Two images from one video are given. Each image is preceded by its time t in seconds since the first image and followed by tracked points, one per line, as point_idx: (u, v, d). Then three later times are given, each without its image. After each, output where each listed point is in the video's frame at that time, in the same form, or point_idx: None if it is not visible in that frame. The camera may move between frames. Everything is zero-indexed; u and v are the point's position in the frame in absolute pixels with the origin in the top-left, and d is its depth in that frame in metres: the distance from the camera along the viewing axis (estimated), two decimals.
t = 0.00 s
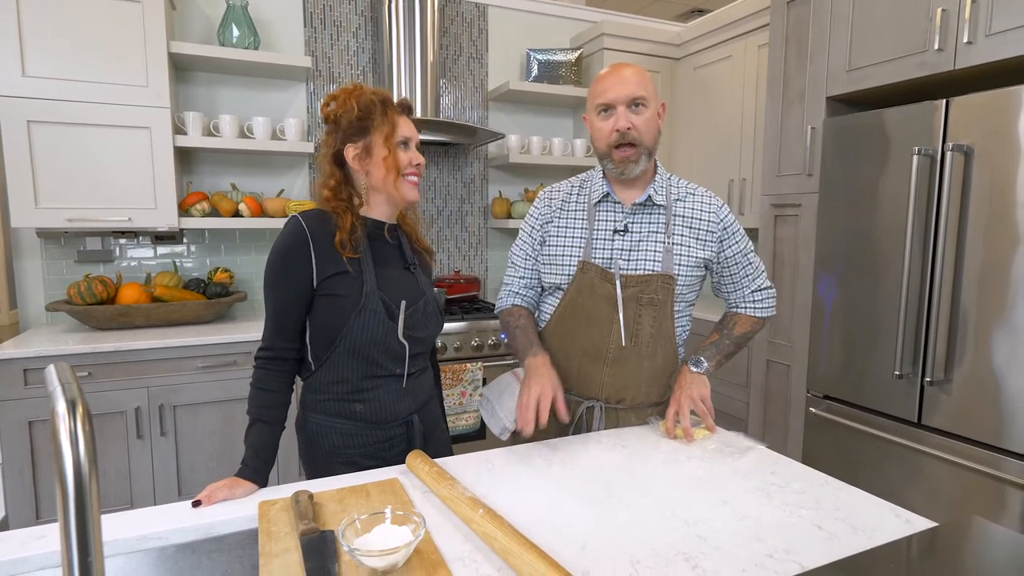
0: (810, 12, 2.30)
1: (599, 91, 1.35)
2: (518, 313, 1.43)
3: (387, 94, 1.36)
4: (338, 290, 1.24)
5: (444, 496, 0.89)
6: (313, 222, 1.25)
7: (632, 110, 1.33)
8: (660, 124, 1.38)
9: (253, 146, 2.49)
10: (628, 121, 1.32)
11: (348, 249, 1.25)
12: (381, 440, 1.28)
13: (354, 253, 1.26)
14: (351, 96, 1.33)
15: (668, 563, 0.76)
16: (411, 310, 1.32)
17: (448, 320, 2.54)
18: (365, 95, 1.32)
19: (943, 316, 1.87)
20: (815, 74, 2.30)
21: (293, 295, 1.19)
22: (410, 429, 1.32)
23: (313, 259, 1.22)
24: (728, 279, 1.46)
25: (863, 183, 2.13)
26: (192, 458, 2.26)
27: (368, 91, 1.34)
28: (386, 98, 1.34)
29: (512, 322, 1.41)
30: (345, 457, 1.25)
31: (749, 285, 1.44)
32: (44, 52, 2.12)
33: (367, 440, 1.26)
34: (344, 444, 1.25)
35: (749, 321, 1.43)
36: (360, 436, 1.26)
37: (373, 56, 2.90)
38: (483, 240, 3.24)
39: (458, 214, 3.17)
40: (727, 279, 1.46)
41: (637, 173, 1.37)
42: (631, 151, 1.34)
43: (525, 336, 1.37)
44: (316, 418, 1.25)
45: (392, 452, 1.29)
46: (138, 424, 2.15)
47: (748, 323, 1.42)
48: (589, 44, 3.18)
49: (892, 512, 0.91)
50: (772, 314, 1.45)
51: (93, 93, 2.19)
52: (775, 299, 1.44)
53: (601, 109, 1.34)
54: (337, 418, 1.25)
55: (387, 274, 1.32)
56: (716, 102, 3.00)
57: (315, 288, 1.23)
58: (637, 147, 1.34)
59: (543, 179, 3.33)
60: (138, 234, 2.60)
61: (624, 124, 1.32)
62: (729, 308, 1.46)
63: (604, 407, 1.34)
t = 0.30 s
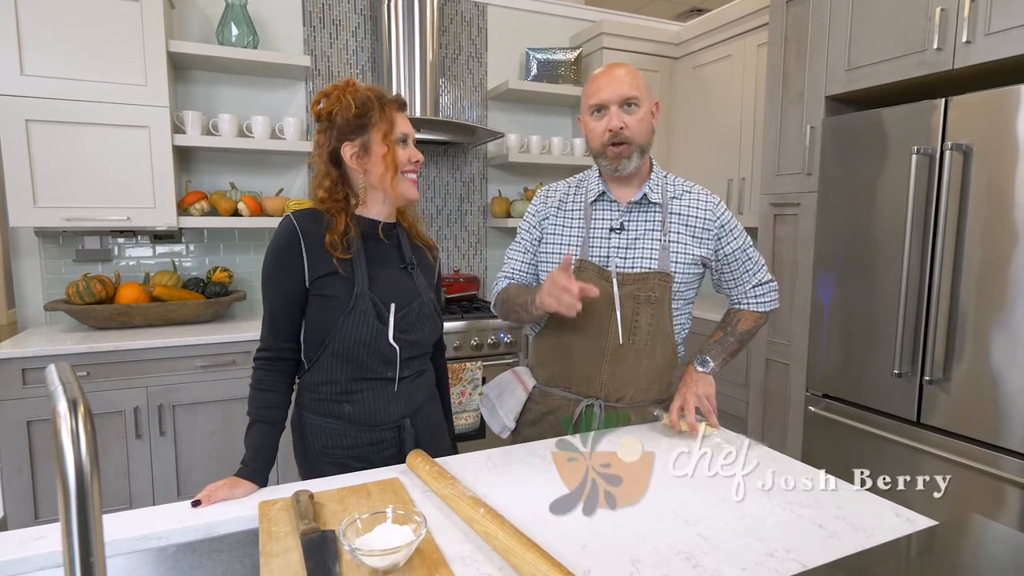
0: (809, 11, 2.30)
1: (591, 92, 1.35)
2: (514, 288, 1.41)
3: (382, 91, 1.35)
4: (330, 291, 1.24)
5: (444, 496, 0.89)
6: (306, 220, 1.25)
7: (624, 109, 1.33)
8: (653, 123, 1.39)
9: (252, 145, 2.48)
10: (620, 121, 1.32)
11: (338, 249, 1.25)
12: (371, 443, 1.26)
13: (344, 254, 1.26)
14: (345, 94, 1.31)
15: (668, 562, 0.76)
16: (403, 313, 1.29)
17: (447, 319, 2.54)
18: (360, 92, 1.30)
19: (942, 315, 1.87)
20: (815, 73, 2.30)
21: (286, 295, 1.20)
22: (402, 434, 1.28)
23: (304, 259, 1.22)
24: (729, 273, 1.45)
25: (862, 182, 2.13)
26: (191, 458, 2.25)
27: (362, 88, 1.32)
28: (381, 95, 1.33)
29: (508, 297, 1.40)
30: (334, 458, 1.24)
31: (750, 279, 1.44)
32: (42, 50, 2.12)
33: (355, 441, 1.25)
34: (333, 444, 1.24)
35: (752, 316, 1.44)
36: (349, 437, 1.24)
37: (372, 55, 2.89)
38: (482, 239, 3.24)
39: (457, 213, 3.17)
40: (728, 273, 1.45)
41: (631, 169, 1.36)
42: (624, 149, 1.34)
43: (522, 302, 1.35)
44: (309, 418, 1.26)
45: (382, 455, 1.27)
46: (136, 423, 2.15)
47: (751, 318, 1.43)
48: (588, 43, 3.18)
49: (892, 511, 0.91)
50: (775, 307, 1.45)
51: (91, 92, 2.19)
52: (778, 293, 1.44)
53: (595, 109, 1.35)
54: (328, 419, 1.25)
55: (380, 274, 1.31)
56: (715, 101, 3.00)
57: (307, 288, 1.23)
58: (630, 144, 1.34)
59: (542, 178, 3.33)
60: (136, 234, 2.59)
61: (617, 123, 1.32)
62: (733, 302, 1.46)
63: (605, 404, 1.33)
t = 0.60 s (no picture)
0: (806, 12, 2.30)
1: (590, 92, 1.35)
2: (522, 303, 1.43)
3: (379, 89, 1.35)
4: (324, 291, 1.24)
5: (444, 496, 0.89)
6: (303, 223, 1.25)
7: (624, 109, 1.33)
8: (653, 123, 1.39)
9: (249, 144, 2.47)
10: (620, 120, 1.32)
11: (333, 251, 1.24)
12: (365, 444, 1.25)
13: (339, 256, 1.25)
14: (342, 93, 1.30)
15: (668, 562, 0.76)
16: (397, 314, 1.28)
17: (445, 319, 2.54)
18: (358, 91, 1.30)
19: (939, 315, 1.88)
20: (812, 73, 2.30)
21: (283, 295, 1.20)
22: (396, 436, 1.28)
23: (301, 259, 1.22)
24: (729, 268, 1.46)
25: (859, 183, 2.14)
26: (188, 458, 2.25)
27: (359, 87, 1.32)
28: (379, 94, 1.32)
29: (517, 311, 1.41)
30: (329, 458, 1.24)
31: (750, 273, 1.46)
32: (38, 50, 2.11)
33: (350, 442, 1.24)
34: (328, 444, 1.24)
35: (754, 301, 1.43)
36: (343, 438, 1.24)
37: (370, 55, 2.89)
38: (480, 239, 3.24)
39: (455, 213, 3.17)
40: (729, 268, 1.46)
41: (632, 169, 1.36)
42: (624, 148, 1.34)
43: (538, 316, 1.36)
44: (307, 418, 1.25)
45: (376, 456, 1.26)
46: (133, 424, 2.14)
47: (753, 302, 1.42)
48: (586, 43, 3.18)
49: (891, 509, 0.91)
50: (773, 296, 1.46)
51: (88, 91, 2.18)
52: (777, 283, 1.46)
53: (594, 110, 1.35)
54: (324, 419, 1.24)
55: (377, 274, 1.30)
56: (713, 101, 3.00)
57: (303, 288, 1.23)
58: (631, 144, 1.34)
59: (539, 178, 3.33)
60: (133, 234, 2.58)
61: (617, 123, 1.32)
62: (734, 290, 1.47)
63: (605, 404, 1.33)
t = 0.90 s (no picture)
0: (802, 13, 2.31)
1: (588, 92, 1.35)
2: (522, 306, 1.41)
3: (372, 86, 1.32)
4: (324, 291, 1.23)
5: (443, 496, 0.89)
6: (302, 223, 1.25)
7: (622, 109, 1.33)
8: (651, 123, 1.39)
9: (245, 144, 2.46)
10: (619, 120, 1.32)
11: (334, 252, 1.24)
12: (365, 443, 1.25)
13: (339, 257, 1.24)
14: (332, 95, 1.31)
15: (668, 562, 0.76)
16: (398, 314, 1.28)
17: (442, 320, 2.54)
18: (344, 92, 1.29)
19: (934, 315, 1.89)
20: (808, 74, 2.31)
21: (282, 296, 1.20)
22: (396, 434, 1.28)
23: (301, 259, 1.22)
24: (721, 279, 1.45)
25: (854, 183, 2.15)
26: (184, 459, 2.24)
27: (348, 87, 1.30)
28: (367, 92, 1.30)
29: (517, 315, 1.39)
30: (329, 457, 1.24)
31: (731, 291, 1.45)
32: (33, 48, 2.10)
33: (350, 441, 1.24)
34: (327, 444, 1.24)
35: (728, 322, 1.42)
36: (343, 437, 1.24)
37: (366, 55, 2.88)
38: (477, 239, 3.24)
39: (452, 213, 3.17)
40: (721, 278, 1.45)
41: (631, 168, 1.36)
42: (622, 147, 1.34)
43: (541, 323, 1.35)
44: (306, 418, 1.25)
45: (376, 455, 1.26)
46: (129, 425, 2.13)
47: (726, 322, 1.41)
48: (583, 43, 3.18)
49: (888, 509, 0.91)
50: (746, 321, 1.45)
51: (83, 90, 2.17)
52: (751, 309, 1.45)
53: (593, 110, 1.35)
54: (323, 418, 1.24)
55: (377, 274, 1.30)
56: (709, 101, 3.01)
57: (303, 288, 1.22)
58: (630, 143, 1.34)
59: (536, 179, 3.33)
60: (128, 234, 2.57)
61: (616, 123, 1.32)
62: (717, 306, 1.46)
63: (604, 404, 1.34)
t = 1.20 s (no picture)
0: (797, 14, 2.32)
1: (585, 92, 1.35)
2: (516, 307, 1.40)
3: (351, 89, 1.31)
4: (323, 293, 1.23)
5: (441, 496, 0.89)
6: (300, 223, 1.24)
7: (619, 109, 1.33)
8: (647, 123, 1.39)
9: (240, 143, 2.45)
10: (616, 121, 1.32)
11: (333, 253, 1.23)
12: (364, 441, 1.25)
13: (339, 258, 1.24)
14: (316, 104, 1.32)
15: (667, 561, 0.76)
16: (397, 315, 1.28)
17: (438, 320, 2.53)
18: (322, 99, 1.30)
19: (928, 314, 1.90)
20: (803, 74, 2.32)
21: (281, 297, 1.19)
22: (394, 431, 1.28)
23: (300, 260, 1.21)
24: (715, 279, 1.45)
25: (848, 183, 2.16)
26: (179, 460, 2.23)
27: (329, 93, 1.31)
28: (342, 96, 1.29)
29: (513, 316, 1.39)
30: (327, 455, 1.24)
31: (730, 290, 1.46)
32: (25, 47, 2.08)
33: (348, 439, 1.24)
34: (325, 441, 1.23)
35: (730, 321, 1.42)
36: (342, 435, 1.23)
37: (362, 54, 2.88)
38: (474, 239, 3.24)
39: (448, 213, 3.17)
40: (716, 278, 1.46)
41: (627, 171, 1.36)
42: (618, 147, 1.34)
43: (536, 323, 1.34)
44: (304, 416, 1.25)
45: (374, 453, 1.26)
46: (123, 426, 2.12)
47: (728, 322, 1.41)
48: (578, 43, 3.19)
49: (884, 507, 0.92)
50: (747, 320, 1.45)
51: (76, 89, 2.15)
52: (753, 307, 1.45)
53: (589, 109, 1.35)
54: (321, 416, 1.24)
55: (374, 275, 1.29)
56: (704, 101, 3.02)
57: (302, 289, 1.22)
58: (626, 143, 1.34)
59: (532, 179, 3.33)
60: (122, 234, 2.56)
61: (612, 123, 1.32)
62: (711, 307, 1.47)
63: (601, 404, 1.34)
